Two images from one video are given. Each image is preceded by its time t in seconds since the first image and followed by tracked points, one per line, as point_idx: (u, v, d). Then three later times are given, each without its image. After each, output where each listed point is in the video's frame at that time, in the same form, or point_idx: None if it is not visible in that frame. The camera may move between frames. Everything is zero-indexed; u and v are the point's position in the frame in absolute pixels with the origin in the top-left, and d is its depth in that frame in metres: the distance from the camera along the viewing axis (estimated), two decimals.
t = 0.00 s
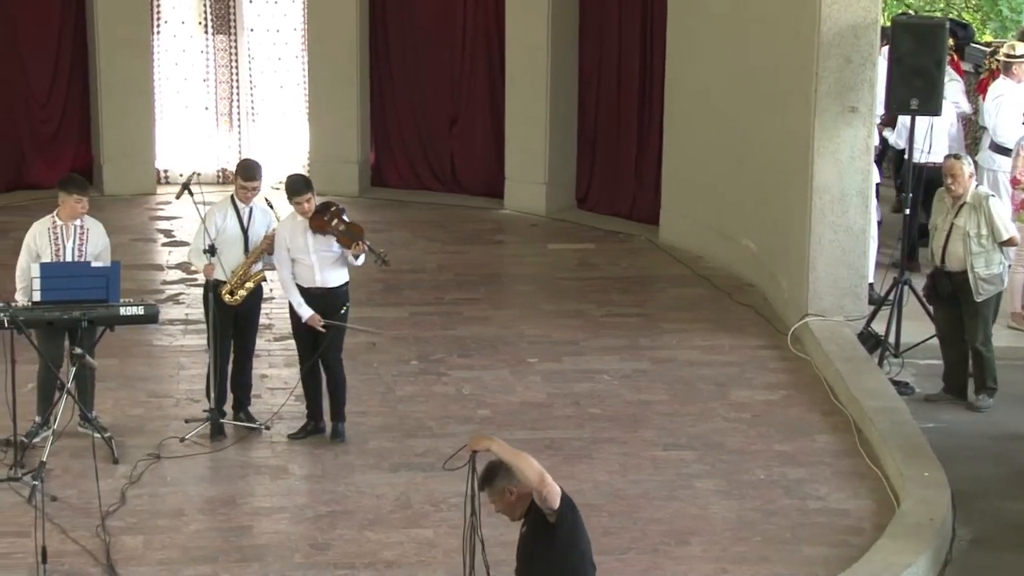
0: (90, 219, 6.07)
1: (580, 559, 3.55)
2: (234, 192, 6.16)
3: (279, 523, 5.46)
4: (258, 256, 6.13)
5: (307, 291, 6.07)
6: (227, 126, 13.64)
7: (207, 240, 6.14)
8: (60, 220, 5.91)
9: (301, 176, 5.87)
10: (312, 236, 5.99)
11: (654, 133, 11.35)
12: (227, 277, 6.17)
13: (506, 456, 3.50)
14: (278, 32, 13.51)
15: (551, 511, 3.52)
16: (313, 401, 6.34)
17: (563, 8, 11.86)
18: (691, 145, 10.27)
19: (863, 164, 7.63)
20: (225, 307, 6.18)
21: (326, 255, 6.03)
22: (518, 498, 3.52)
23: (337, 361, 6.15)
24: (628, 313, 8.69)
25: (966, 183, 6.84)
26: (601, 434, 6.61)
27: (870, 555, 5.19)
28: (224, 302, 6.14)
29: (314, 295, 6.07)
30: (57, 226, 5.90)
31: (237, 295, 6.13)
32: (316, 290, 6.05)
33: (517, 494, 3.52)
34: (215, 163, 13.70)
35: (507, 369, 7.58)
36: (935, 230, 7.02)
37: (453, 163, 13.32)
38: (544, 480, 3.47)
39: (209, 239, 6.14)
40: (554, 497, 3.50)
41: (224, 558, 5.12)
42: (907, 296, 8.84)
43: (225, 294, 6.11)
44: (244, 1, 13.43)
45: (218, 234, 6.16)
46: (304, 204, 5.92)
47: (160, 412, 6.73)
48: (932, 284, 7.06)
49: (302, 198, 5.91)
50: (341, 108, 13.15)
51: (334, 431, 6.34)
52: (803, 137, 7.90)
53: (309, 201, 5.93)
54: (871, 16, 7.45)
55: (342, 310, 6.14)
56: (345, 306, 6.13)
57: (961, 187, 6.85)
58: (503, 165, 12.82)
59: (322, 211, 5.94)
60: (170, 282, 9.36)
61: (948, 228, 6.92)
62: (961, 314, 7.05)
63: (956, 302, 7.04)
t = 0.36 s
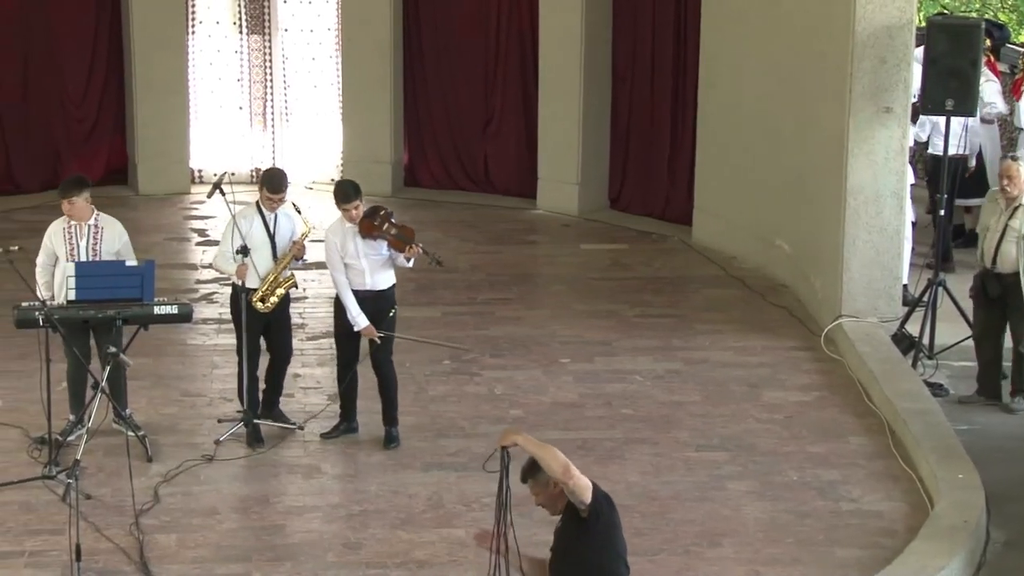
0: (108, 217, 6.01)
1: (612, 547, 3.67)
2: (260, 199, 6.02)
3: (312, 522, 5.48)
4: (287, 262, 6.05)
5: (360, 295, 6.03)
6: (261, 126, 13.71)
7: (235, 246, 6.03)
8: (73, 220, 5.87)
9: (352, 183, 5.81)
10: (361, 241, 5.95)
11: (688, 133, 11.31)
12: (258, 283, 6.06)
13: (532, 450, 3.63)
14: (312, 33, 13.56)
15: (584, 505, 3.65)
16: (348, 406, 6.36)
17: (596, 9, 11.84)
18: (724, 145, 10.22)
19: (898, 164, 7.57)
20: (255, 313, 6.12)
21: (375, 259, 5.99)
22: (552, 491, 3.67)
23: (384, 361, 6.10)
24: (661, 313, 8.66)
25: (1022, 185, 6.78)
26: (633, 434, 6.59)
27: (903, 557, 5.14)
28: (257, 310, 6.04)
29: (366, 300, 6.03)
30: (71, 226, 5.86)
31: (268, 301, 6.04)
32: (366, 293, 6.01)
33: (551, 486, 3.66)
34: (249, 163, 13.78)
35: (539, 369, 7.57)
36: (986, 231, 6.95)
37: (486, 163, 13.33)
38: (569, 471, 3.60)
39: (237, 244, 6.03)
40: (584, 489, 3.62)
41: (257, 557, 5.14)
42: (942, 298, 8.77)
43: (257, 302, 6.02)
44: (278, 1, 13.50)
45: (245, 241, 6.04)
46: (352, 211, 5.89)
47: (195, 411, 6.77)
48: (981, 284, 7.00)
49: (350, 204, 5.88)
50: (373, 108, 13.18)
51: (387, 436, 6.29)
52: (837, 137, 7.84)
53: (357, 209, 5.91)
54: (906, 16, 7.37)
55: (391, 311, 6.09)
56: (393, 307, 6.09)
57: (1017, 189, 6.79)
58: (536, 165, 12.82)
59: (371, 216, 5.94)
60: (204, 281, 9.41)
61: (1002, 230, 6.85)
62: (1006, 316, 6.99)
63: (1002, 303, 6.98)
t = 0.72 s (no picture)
0: (130, 215, 6.04)
1: (645, 552, 3.63)
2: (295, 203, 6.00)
3: (342, 522, 5.49)
4: (320, 265, 6.05)
5: (410, 298, 5.97)
6: (294, 126, 13.78)
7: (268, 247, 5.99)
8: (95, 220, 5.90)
9: (402, 197, 5.80)
10: (412, 246, 5.88)
11: (720, 134, 11.27)
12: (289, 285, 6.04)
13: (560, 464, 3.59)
14: (345, 32, 13.63)
15: (616, 514, 3.62)
16: (383, 404, 6.40)
17: (629, 8, 11.80)
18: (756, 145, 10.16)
19: (931, 165, 7.50)
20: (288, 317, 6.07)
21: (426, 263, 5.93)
22: (580, 499, 3.65)
23: (428, 363, 6.09)
24: (692, 314, 8.62)
25: None
26: (664, 435, 6.57)
27: (935, 559, 5.10)
28: (286, 312, 6.02)
29: (416, 302, 5.98)
30: (92, 227, 5.89)
31: (299, 304, 6.03)
32: (417, 296, 5.97)
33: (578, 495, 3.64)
34: (281, 163, 13.86)
35: (570, 369, 7.56)
36: None
37: (518, 163, 13.33)
38: (602, 484, 3.56)
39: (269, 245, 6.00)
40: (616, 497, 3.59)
41: (287, 555, 5.15)
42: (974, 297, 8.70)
43: (286, 304, 6.00)
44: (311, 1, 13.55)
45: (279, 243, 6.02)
46: (403, 223, 5.80)
47: (227, 410, 6.81)
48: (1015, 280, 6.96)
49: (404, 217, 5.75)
50: (405, 107, 13.20)
51: (418, 435, 6.30)
52: (870, 137, 7.78)
53: (408, 220, 5.81)
54: (939, 16, 7.31)
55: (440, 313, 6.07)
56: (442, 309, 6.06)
57: None
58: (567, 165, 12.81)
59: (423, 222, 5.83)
60: (236, 280, 9.47)
61: None
62: None
63: None
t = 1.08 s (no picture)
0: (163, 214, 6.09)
1: None
2: (335, 205, 5.91)
3: (368, 521, 5.50)
4: (355, 269, 5.93)
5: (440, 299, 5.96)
6: (320, 126, 13.82)
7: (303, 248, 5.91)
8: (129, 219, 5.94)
9: (439, 198, 5.77)
10: (445, 247, 5.88)
11: (746, 134, 11.24)
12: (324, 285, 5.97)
13: (615, 495, 3.40)
14: (371, 33, 13.65)
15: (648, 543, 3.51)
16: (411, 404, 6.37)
17: (655, 7, 11.76)
18: (782, 145, 10.13)
19: (959, 166, 7.45)
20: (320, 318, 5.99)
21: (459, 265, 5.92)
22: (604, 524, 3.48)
23: (457, 365, 6.08)
24: (718, 314, 8.59)
25: None
26: (689, 435, 6.55)
27: (962, 561, 5.06)
28: (320, 313, 5.96)
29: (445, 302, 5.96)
30: (127, 225, 5.93)
31: (332, 304, 5.94)
32: (449, 296, 5.95)
33: (609, 521, 3.47)
34: (308, 162, 13.91)
35: (595, 370, 7.55)
36: None
37: (544, 163, 13.33)
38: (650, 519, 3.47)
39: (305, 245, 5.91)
40: (657, 526, 3.51)
41: (313, 555, 5.16)
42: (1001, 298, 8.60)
43: (320, 305, 5.92)
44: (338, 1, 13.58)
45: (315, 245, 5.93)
46: (439, 225, 5.79)
47: (253, 409, 6.83)
48: None
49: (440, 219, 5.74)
50: (431, 107, 13.22)
51: (443, 435, 6.30)
52: (897, 138, 7.74)
53: (445, 223, 5.81)
54: (967, 17, 7.26)
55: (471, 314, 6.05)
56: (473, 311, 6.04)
57: None
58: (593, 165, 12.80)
59: (459, 224, 5.82)
60: (262, 279, 9.52)
61: None
62: None
63: None
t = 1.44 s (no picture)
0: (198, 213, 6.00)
1: None
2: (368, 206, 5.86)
3: (391, 521, 5.50)
4: (390, 269, 5.88)
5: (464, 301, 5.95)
6: (344, 126, 13.86)
7: (337, 253, 5.85)
8: (172, 214, 5.83)
9: (466, 199, 5.80)
10: (471, 249, 5.86)
11: (770, 134, 11.21)
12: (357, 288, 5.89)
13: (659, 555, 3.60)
14: (395, 33, 13.67)
15: None
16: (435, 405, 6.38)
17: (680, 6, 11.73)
18: (806, 145, 10.09)
19: (984, 167, 7.40)
20: (353, 321, 5.93)
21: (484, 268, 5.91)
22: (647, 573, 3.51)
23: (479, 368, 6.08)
24: (742, 315, 8.57)
25: None
26: (712, 436, 6.53)
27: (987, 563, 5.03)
28: (353, 315, 5.88)
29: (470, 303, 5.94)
30: (170, 220, 5.82)
31: (365, 305, 5.87)
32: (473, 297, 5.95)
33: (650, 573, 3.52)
34: (331, 162, 13.96)
35: (619, 370, 7.54)
36: None
37: (568, 163, 13.32)
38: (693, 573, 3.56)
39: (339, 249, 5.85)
40: None
41: (337, 554, 5.17)
42: None
43: (354, 307, 5.85)
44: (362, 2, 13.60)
45: (349, 249, 5.87)
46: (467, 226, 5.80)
47: (276, 409, 6.86)
48: None
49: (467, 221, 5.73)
50: (455, 107, 13.23)
51: (466, 435, 6.31)
52: (922, 138, 7.69)
53: (472, 225, 5.83)
54: (993, 17, 7.22)
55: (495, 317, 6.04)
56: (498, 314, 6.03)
57: None
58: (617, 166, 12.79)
59: (486, 227, 5.81)
60: (286, 279, 9.57)
61: None
62: None
63: None
